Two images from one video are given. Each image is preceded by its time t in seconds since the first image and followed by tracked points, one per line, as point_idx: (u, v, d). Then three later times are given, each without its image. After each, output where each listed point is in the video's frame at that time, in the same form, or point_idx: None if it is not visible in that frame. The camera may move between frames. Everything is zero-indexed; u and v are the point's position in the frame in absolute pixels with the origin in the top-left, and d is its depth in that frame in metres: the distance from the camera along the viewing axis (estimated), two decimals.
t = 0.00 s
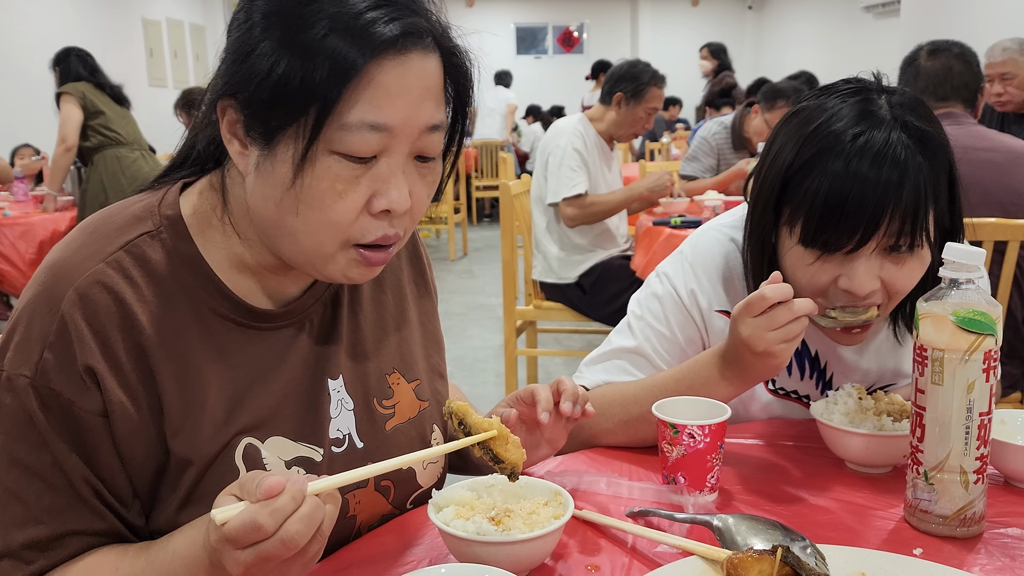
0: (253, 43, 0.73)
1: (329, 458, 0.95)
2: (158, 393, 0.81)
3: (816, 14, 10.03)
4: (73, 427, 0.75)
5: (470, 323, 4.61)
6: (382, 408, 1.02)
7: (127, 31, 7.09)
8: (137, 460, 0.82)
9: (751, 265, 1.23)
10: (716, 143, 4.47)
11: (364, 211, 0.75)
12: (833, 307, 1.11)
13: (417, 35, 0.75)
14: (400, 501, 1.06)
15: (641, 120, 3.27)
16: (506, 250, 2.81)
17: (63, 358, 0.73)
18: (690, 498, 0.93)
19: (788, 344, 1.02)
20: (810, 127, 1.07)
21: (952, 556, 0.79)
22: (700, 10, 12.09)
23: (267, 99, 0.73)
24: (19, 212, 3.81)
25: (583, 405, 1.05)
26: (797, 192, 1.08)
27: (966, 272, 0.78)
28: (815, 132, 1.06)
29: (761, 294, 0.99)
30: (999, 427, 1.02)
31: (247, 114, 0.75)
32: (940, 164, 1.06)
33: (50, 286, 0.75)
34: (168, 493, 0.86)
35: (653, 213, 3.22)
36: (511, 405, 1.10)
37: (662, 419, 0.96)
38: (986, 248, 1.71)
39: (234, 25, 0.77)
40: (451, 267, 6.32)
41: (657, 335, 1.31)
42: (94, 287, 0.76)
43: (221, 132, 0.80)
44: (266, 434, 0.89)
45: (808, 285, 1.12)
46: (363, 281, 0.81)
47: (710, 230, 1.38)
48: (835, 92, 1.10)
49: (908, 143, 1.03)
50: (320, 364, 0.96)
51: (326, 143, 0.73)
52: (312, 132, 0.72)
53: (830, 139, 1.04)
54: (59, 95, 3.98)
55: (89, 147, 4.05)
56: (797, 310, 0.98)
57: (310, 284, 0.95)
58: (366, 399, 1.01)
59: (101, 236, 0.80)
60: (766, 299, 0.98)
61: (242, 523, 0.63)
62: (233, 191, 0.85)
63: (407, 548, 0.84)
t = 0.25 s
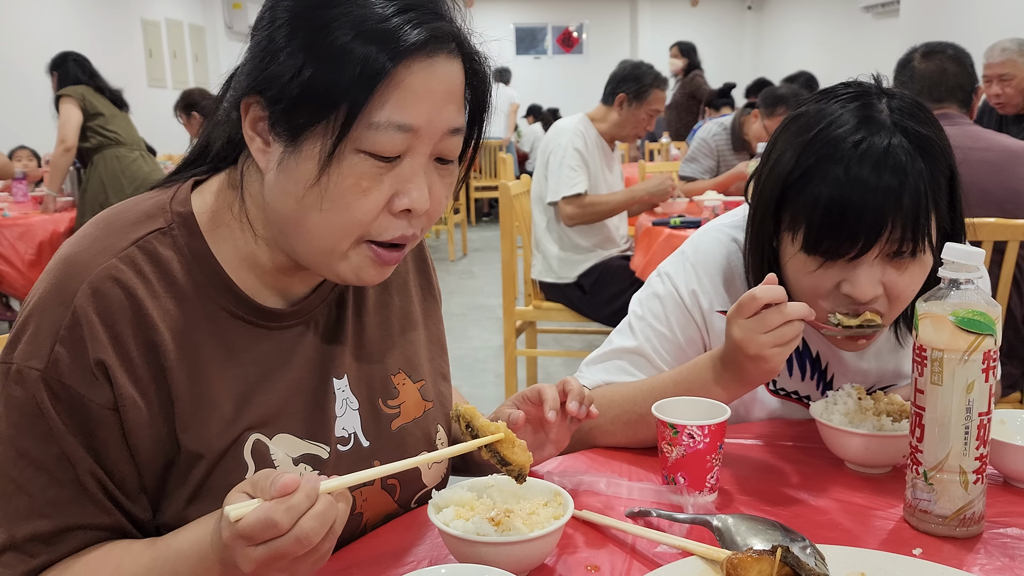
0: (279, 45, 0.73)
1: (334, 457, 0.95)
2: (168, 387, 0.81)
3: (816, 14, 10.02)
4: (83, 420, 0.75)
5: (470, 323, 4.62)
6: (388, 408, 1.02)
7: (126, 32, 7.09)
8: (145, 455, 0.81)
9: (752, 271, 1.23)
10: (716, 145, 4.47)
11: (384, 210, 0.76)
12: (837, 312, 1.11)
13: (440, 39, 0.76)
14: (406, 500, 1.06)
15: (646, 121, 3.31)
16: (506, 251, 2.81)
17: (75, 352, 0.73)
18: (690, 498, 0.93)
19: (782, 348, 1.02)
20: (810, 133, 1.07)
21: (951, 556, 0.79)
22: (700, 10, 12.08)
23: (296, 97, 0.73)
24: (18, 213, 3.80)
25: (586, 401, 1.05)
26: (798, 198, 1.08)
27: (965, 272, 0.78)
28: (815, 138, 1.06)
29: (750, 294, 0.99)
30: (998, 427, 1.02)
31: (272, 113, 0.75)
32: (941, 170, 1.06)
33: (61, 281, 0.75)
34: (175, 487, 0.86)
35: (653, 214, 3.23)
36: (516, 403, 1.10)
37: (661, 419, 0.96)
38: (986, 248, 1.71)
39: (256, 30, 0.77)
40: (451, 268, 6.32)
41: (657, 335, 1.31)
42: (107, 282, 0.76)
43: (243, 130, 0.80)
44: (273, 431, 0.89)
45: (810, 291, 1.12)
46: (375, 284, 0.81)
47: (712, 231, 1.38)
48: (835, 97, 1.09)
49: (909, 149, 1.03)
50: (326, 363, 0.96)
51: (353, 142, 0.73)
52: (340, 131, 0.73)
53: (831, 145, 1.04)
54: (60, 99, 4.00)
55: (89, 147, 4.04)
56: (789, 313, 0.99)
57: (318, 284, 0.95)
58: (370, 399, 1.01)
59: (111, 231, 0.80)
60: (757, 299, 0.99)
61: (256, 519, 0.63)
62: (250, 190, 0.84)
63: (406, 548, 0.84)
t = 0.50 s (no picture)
0: (300, 47, 0.73)
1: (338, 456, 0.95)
2: (177, 382, 0.81)
3: (815, 14, 10.02)
4: (92, 415, 0.75)
5: (470, 323, 4.62)
6: (391, 408, 1.02)
7: (126, 32, 7.09)
8: (154, 450, 0.81)
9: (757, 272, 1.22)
10: (715, 145, 4.47)
11: (394, 213, 0.76)
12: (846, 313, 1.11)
13: (457, 47, 0.76)
14: (409, 499, 1.06)
15: (645, 122, 3.27)
16: (506, 250, 2.81)
17: (85, 347, 0.73)
18: (689, 498, 0.93)
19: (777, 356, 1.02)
20: (816, 134, 1.07)
21: (950, 556, 0.79)
22: (699, 10, 12.08)
23: (316, 98, 0.72)
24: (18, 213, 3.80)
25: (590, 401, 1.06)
26: (805, 200, 1.07)
27: (963, 272, 0.78)
28: (821, 139, 1.06)
29: (744, 300, 1.00)
30: (997, 427, 1.02)
31: (288, 113, 0.75)
32: (947, 169, 1.06)
33: (72, 275, 0.75)
34: (184, 481, 0.86)
35: (653, 214, 3.23)
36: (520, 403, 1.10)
37: (660, 420, 0.96)
38: (985, 248, 1.71)
39: (271, 35, 0.78)
40: (451, 267, 6.33)
41: (658, 336, 1.31)
42: (116, 278, 0.76)
43: (257, 130, 0.79)
44: (279, 429, 0.89)
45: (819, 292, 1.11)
46: (372, 289, 0.82)
47: (715, 231, 1.38)
48: (838, 98, 1.10)
49: (916, 148, 1.02)
50: (330, 362, 0.96)
51: (370, 146, 0.73)
52: (356, 136, 0.72)
53: (837, 146, 1.04)
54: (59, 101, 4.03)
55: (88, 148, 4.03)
56: (783, 320, 0.98)
57: (321, 284, 0.95)
58: (373, 398, 1.01)
59: (120, 227, 0.80)
60: (750, 305, 1.00)
61: (269, 459, 0.63)
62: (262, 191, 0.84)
63: (405, 548, 0.84)
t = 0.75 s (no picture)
0: (312, 53, 0.72)
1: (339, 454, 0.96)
2: (181, 379, 0.80)
3: (814, 14, 10.02)
4: (98, 409, 0.75)
5: (470, 322, 4.62)
6: (392, 407, 1.03)
7: (126, 32, 7.09)
8: (160, 445, 0.81)
9: (759, 276, 1.22)
10: (714, 145, 4.47)
11: (401, 219, 0.76)
12: (851, 316, 1.11)
13: (470, 57, 0.75)
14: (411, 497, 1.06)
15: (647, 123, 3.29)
16: (505, 250, 2.81)
17: (90, 342, 0.73)
18: (689, 498, 0.93)
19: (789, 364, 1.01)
20: (821, 138, 1.07)
21: (951, 554, 0.79)
22: (699, 10, 12.08)
23: (330, 104, 0.72)
24: (17, 213, 3.79)
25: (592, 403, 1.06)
26: (810, 205, 1.07)
27: (964, 270, 0.78)
28: (826, 143, 1.06)
29: (763, 314, 0.98)
30: (998, 425, 1.02)
31: (299, 118, 0.74)
32: (953, 172, 1.06)
33: (78, 270, 0.75)
34: (187, 477, 0.86)
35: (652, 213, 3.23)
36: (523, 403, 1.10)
37: (661, 419, 0.96)
38: (986, 248, 1.71)
39: (281, 40, 0.77)
40: (450, 267, 6.33)
41: (661, 337, 1.31)
42: (122, 274, 0.76)
43: (266, 132, 0.79)
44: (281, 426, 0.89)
45: (824, 297, 1.11)
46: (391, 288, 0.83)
47: (719, 232, 1.38)
48: (840, 103, 1.10)
49: (922, 152, 1.02)
50: (333, 360, 0.96)
51: (379, 155, 0.73)
52: (369, 144, 0.72)
53: (843, 150, 1.04)
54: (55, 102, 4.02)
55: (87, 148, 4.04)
56: (801, 331, 0.98)
57: (325, 282, 0.96)
58: (376, 397, 1.02)
59: (125, 223, 0.80)
60: (769, 320, 0.98)
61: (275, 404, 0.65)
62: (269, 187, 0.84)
63: (406, 547, 0.84)
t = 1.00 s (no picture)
0: (324, 63, 0.72)
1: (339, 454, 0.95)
2: (182, 377, 0.80)
3: (813, 14, 10.02)
4: (99, 405, 0.75)
5: (470, 322, 4.62)
6: (391, 407, 1.03)
7: (126, 32, 7.09)
8: (160, 443, 0.81)
9: (759, 281, 1.22)
10: (714, 146, 4.47)
11: (404, 231, 0.77)
12: (852, 322, 1.11)
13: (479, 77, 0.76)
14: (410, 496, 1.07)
15: (647, 125, 3.28)
16: (505, 250, 2.81)
17: (92, 339, 0.73)
18: (690, 497, 0.93)
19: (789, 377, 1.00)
20: (822, 144, 1.07)
21: (952, 554, 0.79)
22: (699, 10, 12.07)
23: (341, 118, 0.72)
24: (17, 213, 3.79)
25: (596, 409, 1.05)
26: (812, 212, 1.07)
27: (965, 270, 0.78)
28: (827, 149, 1.06)
29: (761, 328, 0.99)
30: (999, 425, 1.02)
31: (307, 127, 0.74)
32: (954, 179, 1.06)
33: (80, 267, 0.75)
34: (187, 475, 0.85)
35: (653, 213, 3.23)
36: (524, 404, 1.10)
37: (661, 419, 0.96)
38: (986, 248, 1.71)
39: (288, 50, 0.77)
40: (450, 267, 6.32)
41: (662, 336, 1.30)
42: (124, 272, 0.76)
43: (271, 136, 0.79)
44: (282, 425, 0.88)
45: (824, 303, 1.11)
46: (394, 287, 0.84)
47: (721, 231, 1.38)
48: (841, 107, 1.09)
49: (924, 159, 1.02)
50: (333, 360, 0.96)
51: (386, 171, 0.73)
52: (377, 161, 0.72)
53: (845, 155, 1.04)
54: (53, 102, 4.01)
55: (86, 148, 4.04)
56: (799, 347, 0.98)
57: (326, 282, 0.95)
58: (374, 397, 1.02)
59: (127, 221, 0.80)
60: (767, 335, 0.98)
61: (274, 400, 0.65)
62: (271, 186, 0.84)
63: (405, 546, 0.84)
